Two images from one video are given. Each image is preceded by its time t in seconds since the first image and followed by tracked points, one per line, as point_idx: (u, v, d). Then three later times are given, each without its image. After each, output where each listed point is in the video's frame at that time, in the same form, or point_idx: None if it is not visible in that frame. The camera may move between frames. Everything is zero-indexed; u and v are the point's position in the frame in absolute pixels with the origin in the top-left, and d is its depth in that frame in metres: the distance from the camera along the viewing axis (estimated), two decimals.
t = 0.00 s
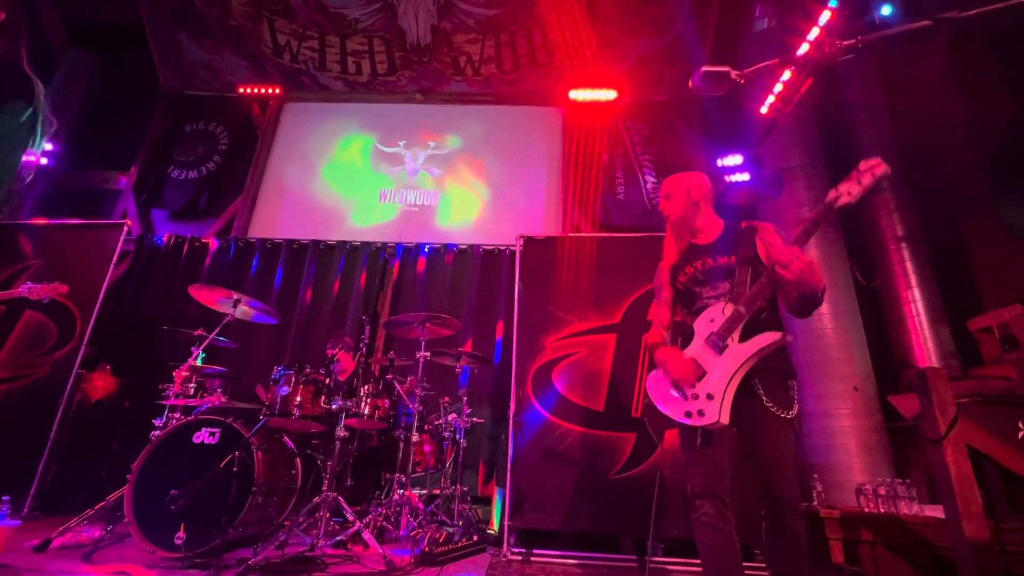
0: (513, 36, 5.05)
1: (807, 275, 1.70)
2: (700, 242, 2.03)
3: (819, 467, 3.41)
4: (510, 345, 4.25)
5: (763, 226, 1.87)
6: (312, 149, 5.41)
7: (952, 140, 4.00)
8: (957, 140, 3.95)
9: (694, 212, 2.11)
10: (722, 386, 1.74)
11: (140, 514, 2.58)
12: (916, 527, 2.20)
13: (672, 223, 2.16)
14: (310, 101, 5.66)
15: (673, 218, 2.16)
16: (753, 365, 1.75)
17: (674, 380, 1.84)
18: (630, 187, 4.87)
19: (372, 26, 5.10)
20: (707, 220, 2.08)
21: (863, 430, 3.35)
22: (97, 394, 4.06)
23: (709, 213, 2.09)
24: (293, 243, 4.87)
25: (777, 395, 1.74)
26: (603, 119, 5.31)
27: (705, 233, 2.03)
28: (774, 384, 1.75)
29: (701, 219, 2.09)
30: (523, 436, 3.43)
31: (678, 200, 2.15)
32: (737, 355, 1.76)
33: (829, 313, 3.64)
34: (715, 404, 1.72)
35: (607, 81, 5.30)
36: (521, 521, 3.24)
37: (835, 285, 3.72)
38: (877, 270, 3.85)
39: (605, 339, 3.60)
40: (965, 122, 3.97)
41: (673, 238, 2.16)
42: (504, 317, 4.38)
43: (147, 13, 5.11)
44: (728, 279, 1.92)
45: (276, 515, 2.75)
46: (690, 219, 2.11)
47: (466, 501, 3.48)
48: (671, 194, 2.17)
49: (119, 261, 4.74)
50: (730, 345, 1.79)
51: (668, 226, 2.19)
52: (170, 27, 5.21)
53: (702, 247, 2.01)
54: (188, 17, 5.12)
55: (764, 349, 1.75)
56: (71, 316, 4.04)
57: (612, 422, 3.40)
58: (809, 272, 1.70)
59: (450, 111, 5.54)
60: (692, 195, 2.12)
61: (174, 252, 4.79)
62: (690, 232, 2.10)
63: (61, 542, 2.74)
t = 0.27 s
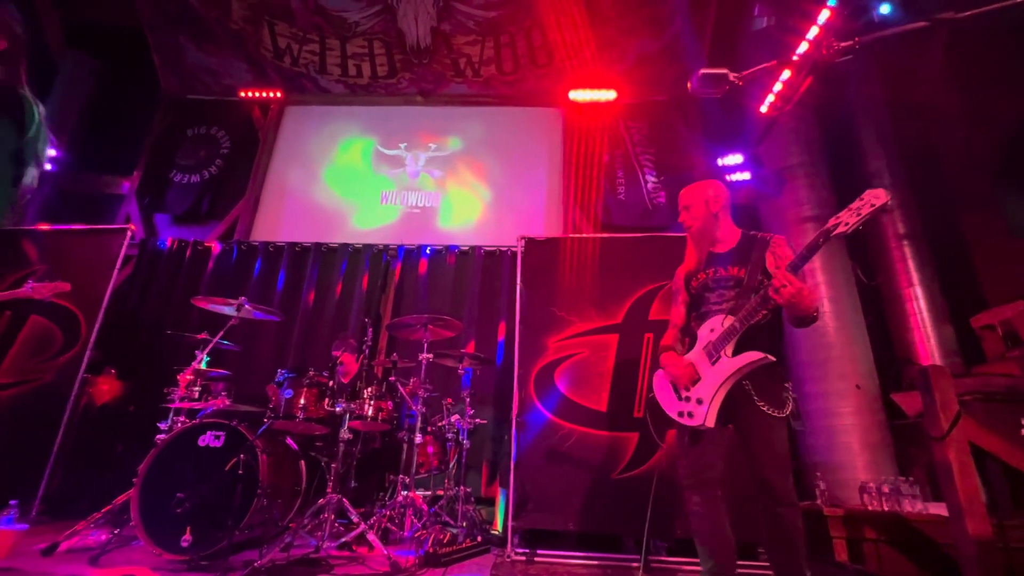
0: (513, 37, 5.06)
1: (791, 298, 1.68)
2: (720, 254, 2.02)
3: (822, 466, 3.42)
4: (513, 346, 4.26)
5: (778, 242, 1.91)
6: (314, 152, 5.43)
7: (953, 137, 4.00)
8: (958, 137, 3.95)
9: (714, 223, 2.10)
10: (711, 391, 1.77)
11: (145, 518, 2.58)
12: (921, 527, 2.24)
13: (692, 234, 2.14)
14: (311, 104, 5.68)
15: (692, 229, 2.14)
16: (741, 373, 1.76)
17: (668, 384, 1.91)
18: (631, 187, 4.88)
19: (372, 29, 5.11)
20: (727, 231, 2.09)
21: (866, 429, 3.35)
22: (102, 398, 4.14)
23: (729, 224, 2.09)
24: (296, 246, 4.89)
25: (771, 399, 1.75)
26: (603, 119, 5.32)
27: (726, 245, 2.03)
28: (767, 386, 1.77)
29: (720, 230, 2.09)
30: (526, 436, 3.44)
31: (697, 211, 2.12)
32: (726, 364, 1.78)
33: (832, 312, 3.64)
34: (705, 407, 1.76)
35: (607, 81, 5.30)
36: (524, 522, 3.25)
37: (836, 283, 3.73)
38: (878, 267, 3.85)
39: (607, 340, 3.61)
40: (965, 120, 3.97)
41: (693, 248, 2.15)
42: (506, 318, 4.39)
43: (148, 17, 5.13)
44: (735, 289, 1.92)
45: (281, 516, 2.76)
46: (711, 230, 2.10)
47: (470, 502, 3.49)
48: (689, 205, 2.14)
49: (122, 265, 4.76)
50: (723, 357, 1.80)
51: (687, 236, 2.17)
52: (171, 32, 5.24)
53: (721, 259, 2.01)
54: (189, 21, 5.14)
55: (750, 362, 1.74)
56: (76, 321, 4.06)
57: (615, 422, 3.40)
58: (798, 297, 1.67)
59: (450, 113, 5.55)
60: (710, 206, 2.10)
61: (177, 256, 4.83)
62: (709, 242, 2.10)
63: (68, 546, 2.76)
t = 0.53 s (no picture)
0: (527, 37, 5.05)
1: (775, 317, 1.76)
2: (733, 263, 2.20)
3: (848, 466, 3.35)
4: (531, 345, 4.28)
5: (785, 257, 2.02)
6: (332, 156, 5.52)
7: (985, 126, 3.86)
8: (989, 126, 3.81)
9: (733, 234, 2.26)
10: (711, 404, 1.92)
11: (177, 516, 2.60)
12: (954, 528, 2.19)
13: (711, 241, 2.32)
14: (329, 108, 5.77)
15: (712, 237, 2.32)
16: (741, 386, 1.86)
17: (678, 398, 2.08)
18: (648, 184, 4.85)
19: (388, 33, 5.17)
20: (744, 243, 2.25)
21: (894, 427, 3.26)
22: (134, 400, 4.23)
23: (746, 236, 2.24)
24: (316, 249, 4.99)
25: (768, 400, 1.85)
26: (618, 116, 5.29)
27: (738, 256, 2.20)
28: (766, 389, 1.87)
29: (738, 241, 2.25)
30: (545, 435, 3.44)
31: (718, 221, 2.29)
32: (724, 380, 1.90)
33: (857, 307, 3.56)
34: (707, 419, 1.92)
35: (622, 78, 5.26)
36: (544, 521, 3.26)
37: (861, 279, 3.65)
38: (906, 262, 3.75)
39: (625, 339, 3.60)
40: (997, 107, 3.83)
41: (710, 255, 2.34)
42: (524, 318, 4.41)
43: (172, 29, 5.29)
44: (739, 297, 2.09)
45: (305, 515, 2.86)
46: (729, 240, 2.27)
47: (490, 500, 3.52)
48: (711, 215, 2.31)
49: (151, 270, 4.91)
50: (721, 372, 1.93)
51: (707, 243, 2.35)
52: (193, 42, 5.38)
53: (732, 268, 2.19)
54: (210, 32, 5.28)
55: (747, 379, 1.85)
56: (109, 326, 4.21)
57: (634, 421, 3.39)
58: (782, 319, 1.75)
59: (466, 114, 5.58)
60: (731, 218, 2.26)
61: (202, 262, 4.98)
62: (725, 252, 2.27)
63: (106, 541, 2.88)
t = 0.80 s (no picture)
0: (539, 37, 5.06)
1: (718, 330, 1.90)
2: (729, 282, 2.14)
3: (876, 465, 3.27)
4: (548, 346, 4.28)
5: (768, 275, 2.01)
6: (349, 161, 5.60)
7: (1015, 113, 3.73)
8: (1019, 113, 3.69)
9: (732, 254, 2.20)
10: (690, 412, 2.01)
11: (205, 516, 2.65)
12: (987, 529, 2.15)
13: (710, 261, 2.26)
14: (345, 115, 5.86)
15: (711, 256, 2.25)
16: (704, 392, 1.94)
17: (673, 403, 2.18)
18: (664, 181, 4.81)
19: (401, 38, 5.23)
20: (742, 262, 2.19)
21: (924, 426, 3.17)
22: (163, 403, 4.36)
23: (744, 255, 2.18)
24: (335, 253, 5.07)
25: (734, 403, 1.87)
26: (633, 114, 5.26)
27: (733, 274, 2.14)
28: (734, 393, 1.89)
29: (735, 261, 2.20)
30: (564, 436, 3.44)
31: (716, 240, 2.23)
32: (695, 389, 2.00)
33: (882, 303, 3.48)
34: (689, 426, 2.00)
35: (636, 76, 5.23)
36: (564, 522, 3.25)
37: (886, 273, 3.56)
38: (933, 255, 3.65)
39: (643, 339, 3.57)
40: None
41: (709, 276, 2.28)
42: (540, 319, 4.41)
43: (193, 42, 5.44)
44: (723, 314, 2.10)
45: (328, 516, 2.92)
46: (727, 260, 2.20)
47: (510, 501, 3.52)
48: (709, 234, 2.24)
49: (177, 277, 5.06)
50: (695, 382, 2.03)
51: (708, 261, 2.29)
52: (214, 54, 5.53)
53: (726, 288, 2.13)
54: (230, 44, 5.41)
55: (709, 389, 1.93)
56: (138, 331, 4.35)
57: (653, 421, 3.37)
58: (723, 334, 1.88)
59: (480, 116, 5.61)
60: (730, 238, 2.20)
61: (226, 268, 5.09)
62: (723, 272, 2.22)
63: (138, 541, 2.97)
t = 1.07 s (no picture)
0: (550, 37, 5.06)
1: (697, 325, 1.93)
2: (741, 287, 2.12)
3: (903, 464, 3.19)
4: (564, 346, 4.27)
5: (769, 282, 2.03)
6: (364, 166, 5.67)
7: None
8: None
9: (743, 261, 2.20)
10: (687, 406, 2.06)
11: (230, 516, 2.68)
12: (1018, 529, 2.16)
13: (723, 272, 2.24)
14: (359, 120, 5.93)
15: (725, 265, 2.22)
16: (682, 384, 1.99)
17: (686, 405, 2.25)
18: (679, 178, 4.78)
19: (414, 42, 5.28)
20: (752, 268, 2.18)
21: (953, 424, 3.08)
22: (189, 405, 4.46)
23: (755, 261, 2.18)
24: (352, 257, 5.14)
25: (718, 399, 1.94)
26: (647, 111, 5.22)
27: (746, 279, 2.12)
28: (718, 390, 1.95)
29: (745, 267, 2.19)
30: (582, 436, 3.44)
31: (728, 250, 2.21)
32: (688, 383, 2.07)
33: (907, 297, 3.39)
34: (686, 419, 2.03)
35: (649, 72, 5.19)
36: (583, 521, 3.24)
37: (912, 267, 3.47)
38: (960, 248, 3.54)
39: (660, 337, 3.55)
40: None
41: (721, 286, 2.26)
42: (556, 318, 4.41)
43: (212, 53, 5.58)
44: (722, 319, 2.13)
45: (351, 515, 2.96)
46: (739, 268, 2.20)
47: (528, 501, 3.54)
48: (721, 243, 2.24)
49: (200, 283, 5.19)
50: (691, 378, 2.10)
51: (722, 272, 2.27)
52: (231, 64, 5.65)
53: (738, 293, 2.12)
54: (247, 53, 5.53)
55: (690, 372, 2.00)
56: (164, 336, 4.47)
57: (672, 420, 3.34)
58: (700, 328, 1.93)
59: (493, 117, 5.63)
60: (740, 244, 2.21)
61: (246, 273, 5.24)
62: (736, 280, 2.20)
63: (167, 540, 3.05)
